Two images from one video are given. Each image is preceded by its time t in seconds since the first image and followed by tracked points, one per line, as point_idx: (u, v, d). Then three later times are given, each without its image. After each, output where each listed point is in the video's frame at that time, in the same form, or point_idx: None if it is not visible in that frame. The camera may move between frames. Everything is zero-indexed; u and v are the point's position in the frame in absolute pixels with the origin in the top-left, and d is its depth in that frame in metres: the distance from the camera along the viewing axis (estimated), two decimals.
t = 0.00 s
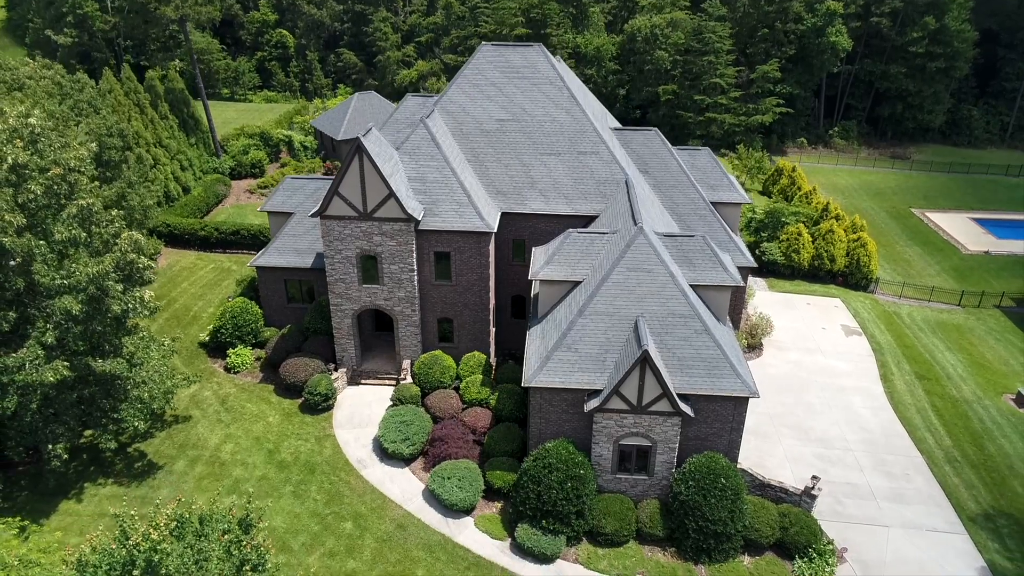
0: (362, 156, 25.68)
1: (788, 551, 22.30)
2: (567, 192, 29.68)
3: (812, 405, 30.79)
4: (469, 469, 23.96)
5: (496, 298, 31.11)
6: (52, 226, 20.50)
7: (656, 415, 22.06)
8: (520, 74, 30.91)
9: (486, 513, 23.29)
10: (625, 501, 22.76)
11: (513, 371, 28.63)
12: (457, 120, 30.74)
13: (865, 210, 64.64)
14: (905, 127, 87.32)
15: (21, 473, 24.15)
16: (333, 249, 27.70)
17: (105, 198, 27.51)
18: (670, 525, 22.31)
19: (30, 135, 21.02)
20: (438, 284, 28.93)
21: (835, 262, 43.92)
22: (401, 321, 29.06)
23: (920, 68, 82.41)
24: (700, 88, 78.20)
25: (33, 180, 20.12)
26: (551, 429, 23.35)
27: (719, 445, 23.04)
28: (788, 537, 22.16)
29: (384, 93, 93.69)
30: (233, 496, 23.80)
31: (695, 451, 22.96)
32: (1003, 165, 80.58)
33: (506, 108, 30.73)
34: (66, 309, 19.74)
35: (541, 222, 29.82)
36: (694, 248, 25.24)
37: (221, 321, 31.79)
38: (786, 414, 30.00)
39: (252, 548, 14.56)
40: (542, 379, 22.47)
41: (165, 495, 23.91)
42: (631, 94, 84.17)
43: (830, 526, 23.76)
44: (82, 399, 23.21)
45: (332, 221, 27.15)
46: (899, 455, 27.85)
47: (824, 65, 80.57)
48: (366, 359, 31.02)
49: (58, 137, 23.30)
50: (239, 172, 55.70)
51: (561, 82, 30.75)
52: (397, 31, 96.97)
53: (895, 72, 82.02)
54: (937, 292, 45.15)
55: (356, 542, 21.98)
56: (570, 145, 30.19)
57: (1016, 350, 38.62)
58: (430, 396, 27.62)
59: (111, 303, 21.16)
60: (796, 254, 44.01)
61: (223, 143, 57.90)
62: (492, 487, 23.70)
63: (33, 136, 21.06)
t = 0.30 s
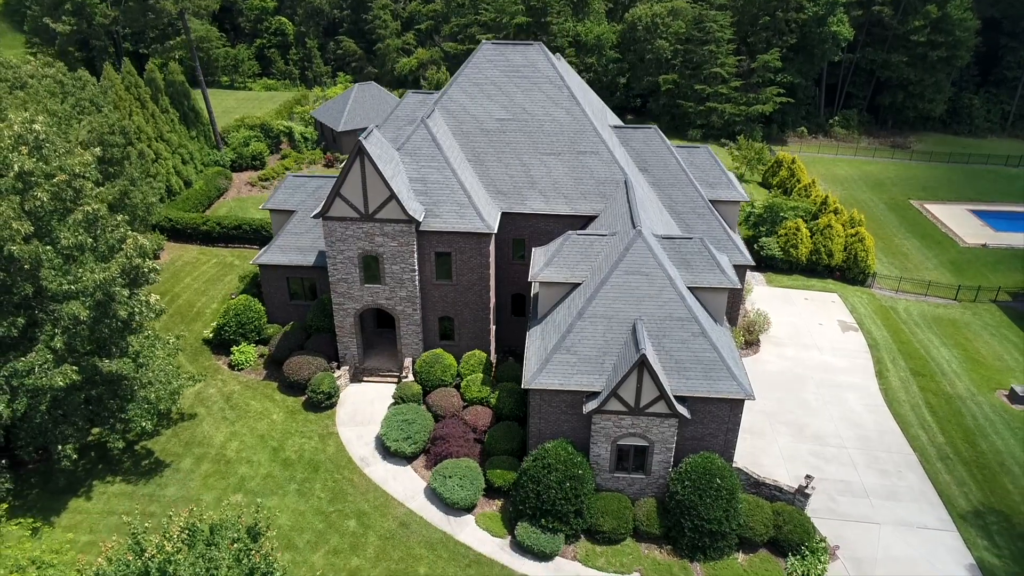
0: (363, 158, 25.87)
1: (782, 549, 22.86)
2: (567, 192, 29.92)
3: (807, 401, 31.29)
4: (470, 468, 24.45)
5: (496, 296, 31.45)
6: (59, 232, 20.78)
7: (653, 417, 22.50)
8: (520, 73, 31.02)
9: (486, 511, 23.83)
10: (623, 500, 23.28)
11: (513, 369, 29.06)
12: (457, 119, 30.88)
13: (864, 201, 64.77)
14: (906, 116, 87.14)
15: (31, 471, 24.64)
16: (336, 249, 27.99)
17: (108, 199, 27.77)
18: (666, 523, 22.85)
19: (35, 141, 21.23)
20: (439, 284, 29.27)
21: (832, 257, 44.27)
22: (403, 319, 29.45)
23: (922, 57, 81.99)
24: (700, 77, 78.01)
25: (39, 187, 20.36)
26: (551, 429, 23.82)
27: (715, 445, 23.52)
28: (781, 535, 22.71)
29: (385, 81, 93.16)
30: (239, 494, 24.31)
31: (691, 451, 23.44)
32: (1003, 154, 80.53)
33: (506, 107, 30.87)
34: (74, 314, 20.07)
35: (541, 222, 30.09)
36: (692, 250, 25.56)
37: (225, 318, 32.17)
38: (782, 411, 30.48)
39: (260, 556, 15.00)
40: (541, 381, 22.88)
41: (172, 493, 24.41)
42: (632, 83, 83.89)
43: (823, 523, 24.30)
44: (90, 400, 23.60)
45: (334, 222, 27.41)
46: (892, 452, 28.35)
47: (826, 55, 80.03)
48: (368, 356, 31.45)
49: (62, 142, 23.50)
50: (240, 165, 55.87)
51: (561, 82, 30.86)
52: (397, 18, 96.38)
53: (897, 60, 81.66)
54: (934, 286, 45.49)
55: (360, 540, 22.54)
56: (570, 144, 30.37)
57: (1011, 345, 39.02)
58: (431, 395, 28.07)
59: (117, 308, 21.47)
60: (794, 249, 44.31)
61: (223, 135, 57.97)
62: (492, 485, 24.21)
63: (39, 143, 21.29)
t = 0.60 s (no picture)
0: (365, 161, 26.08)
1: (775, 546, 23.42)
2: (566, 192, 30.16)
3: (802, 399, 31.76)
4: (471, 466, 24.95)
5: (496, 295, 31.80)
6: (66, 238, 21.11)
7: (651, 418, 22.95)
8: (520, 73, 31.15)
9: (487, 509, 24.37)
10: (620, 499, 23.80)
11: (513, 368, 29.48)
12: (458, 119, 31.05)
13: (863, 193, 64.94)
14: (906, 106, 86.95)
15: (41, 469, 25.17)
16: (338, 250, 28.29)
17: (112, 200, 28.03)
18: (663, 522, 23.40)
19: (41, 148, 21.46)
20: (440, 284, 29.60)
21: (830, 253, 44.59)
22: (405, 318, 29.82)
23: (923, 46, 81.59)
24: (701, 68, 77.80)
25: (46, 195, 20.63)
26: (550, 429, 24.29)
27: (711, 445, 24.01)
28: (775, 533, 23.25)
29: (385, 70, 92.72)
30: (245, 492, 24.84)
31: (688, 452, 23.93)
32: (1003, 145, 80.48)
33: (506, 107, 31.03)
34: (80, 320, 20.42)
35: (540, 222, 30.37)
36: (690, 252, 25.88)
37: (229, 316, 32.56)
38: (777, 408, 30.95)
39: (269, 563, 15.46)
40: (541, 383, 23.30)
41: (179, 491, 24.93)
42: (632, 73, 83.67)
43: (816, 521, 24.86)
44: (98, 401, 24.06)
45: (336, 224, 27.68)
46: (885, 450, 28.85)
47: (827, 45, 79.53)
48: (370, 354, 31.87)
49: (66, 146, 23.75)
50: (241, 157, 56.01)
51: (560, 82, 31.01)
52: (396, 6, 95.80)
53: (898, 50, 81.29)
54: (930, 281, 45.82)
55: (363, 538, 23.10)
56: (570, 144, 30.56)
57: (1005, 340, 39.43)
58: (433, 394, 28.52)
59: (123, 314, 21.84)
60: (793, 244, 44.63)
61: (224, 127, 57.99)
62: (492, 484, 24.73)
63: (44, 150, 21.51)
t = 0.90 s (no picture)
0: (367, 163, 26.33)
1: (770, 542, 23.99)
2: (566, 192, 30.42)
3: (798, 395, 32.29)
4: (472, 464, 25.48)
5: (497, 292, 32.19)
6: (73, 243, 21.43)
7: (648, 419, 23.42)
8: (520, 72, 31.29)
9: (488, 506, 24.93)
10: (618, 496, 24.35)
11: (513, 365, 29.93)
12: (458, 119, 31.22)
13: (862, 185, 65.08)
14: (908, 95, 86.70)
15: (51, 466, 25.70)
16: (341, 250, 28.63)
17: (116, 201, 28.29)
18: (659, 519, 23.96)
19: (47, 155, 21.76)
20: (441, 283, 29.96)
21: (828, 248, 44.93)
22: (407, 317, 30.23)
23: (925, 35, 81.15)
24: (702, 58, 77.47)
25: (53, 202, 20.98)
26: (549, 429, 24.79)
27: (707, 445, 24.52)
28: (769, 530, 23.80)
29: (385, 59, 92.27)
30: (251, 489, 25.40)
31: (684, 451, 24.44)
32: (1003, 135, 80.44)
33: (507, 107, 31.20)
34: (89, 325, 20.77)
35: (541, 221, 30.66)
36: (688, 254, 26.22)
37: (233, 314, 32.93)
38: (773, 405, 31.46)
39: (278, 568, 15.92)
40: (541, 384, 23.73)
41: (187, 488, 25.47)
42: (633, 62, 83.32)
43: (809, 517, 25.44)
44: (106, 400, 24.52)
45: (338, 224, 27.99)
46: (879, 446, 29.38)
47: (829, 34, 78.96)
48: (372, 351, 32.32)
49: (71, 151, 24.06)
50: (243, 150, 56.15)
51: (560, 81, 31.15)
52: None
53: (900, 39, 80.86)
54: (927, 275, 46.16)
55: (367, 534, 23.68)
56: (570, 144, 30.78)
57: (1000, 335, 39.85)
58: (434, 391, 28.99)
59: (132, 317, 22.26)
60: (791, 239, 44.94)
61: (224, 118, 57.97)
62: (493, 481, 25.28)
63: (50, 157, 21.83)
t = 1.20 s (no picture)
0: (368, 165, 26.58)
1: (764, 538, 24.58)
2: (566, 191, 30.71)
3: (794, 391, 32.81)
4: (473, 461, 26.02)
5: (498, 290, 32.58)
6: (81, 247, 21.84)
7: (646, 419, 23.90)
8: (521, 71, 31.44)
9: (488, 503, 25.51)
10: (616, 494, 24.91)
11: (514, 363, 30.39)
12: (459, 118, 31.42)
13: (861, 177, 65.24)
14: (909, 84, 86.48)
15: (61, 463, 26.26)
16: (343, 250, 28.97)
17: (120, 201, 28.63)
18: (656, 516, 24.54)
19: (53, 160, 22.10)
20: (442, 282, 30.34)
21: (826, 243, 45.26)
22: (408, 315, 30.64)
23: (927, 24, 80.82)
24: (702, 48, 77.21)
25: (60, 208, 21.36)
26: (549, 428, 25.30)
27: (704, 443, 25.02)
28: (764, 527, 24.37)
29: (385, 48, 91.72)
30: (257, 486, 25.98)
31: (681, 449, 24.95)
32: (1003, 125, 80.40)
33: (507, 106, 31.40)
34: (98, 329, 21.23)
35: (541, 221, 30.98)
36: (686, 256, 26.57)
37: (237, 311, 33.33)
38: (770, 401, 31.97)
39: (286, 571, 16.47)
40: (540, 385, 24.18)
41: (194, 484, 26.04)
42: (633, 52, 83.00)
43: (802, 513, 26.02)
44: (114, 400, 25.03)
45: (341, 225, 28.30)
46: (873, 443, 29.91)
47: (830, 24, 78.11)
48: (375, 348, 32.78)
49: (77, 155, 24.35)
50: (244, 143, 56.26)
51: (561, 80, 31.32)
52: None
53: (901, 28, 80.53)
54: (925, 270, 46.48)
55: (371, 530, 24.28)
56: (569, 144, 31.01)
57: (995, 330, 40.28)
58: (436, 389, 29.47)
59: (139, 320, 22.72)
60: (789, 234, 45.27)
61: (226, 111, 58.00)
62: (494, 478, 25.83)
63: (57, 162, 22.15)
